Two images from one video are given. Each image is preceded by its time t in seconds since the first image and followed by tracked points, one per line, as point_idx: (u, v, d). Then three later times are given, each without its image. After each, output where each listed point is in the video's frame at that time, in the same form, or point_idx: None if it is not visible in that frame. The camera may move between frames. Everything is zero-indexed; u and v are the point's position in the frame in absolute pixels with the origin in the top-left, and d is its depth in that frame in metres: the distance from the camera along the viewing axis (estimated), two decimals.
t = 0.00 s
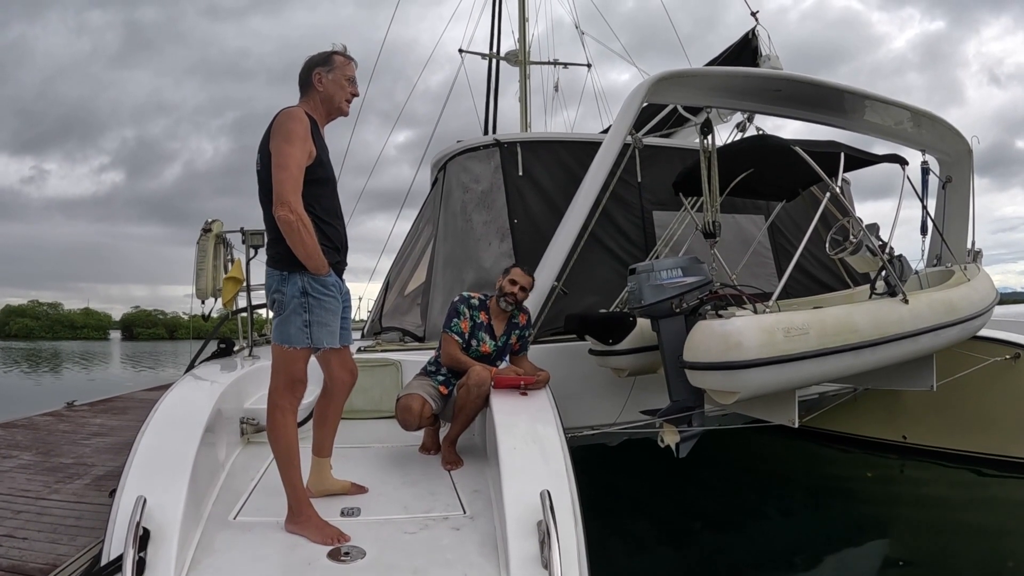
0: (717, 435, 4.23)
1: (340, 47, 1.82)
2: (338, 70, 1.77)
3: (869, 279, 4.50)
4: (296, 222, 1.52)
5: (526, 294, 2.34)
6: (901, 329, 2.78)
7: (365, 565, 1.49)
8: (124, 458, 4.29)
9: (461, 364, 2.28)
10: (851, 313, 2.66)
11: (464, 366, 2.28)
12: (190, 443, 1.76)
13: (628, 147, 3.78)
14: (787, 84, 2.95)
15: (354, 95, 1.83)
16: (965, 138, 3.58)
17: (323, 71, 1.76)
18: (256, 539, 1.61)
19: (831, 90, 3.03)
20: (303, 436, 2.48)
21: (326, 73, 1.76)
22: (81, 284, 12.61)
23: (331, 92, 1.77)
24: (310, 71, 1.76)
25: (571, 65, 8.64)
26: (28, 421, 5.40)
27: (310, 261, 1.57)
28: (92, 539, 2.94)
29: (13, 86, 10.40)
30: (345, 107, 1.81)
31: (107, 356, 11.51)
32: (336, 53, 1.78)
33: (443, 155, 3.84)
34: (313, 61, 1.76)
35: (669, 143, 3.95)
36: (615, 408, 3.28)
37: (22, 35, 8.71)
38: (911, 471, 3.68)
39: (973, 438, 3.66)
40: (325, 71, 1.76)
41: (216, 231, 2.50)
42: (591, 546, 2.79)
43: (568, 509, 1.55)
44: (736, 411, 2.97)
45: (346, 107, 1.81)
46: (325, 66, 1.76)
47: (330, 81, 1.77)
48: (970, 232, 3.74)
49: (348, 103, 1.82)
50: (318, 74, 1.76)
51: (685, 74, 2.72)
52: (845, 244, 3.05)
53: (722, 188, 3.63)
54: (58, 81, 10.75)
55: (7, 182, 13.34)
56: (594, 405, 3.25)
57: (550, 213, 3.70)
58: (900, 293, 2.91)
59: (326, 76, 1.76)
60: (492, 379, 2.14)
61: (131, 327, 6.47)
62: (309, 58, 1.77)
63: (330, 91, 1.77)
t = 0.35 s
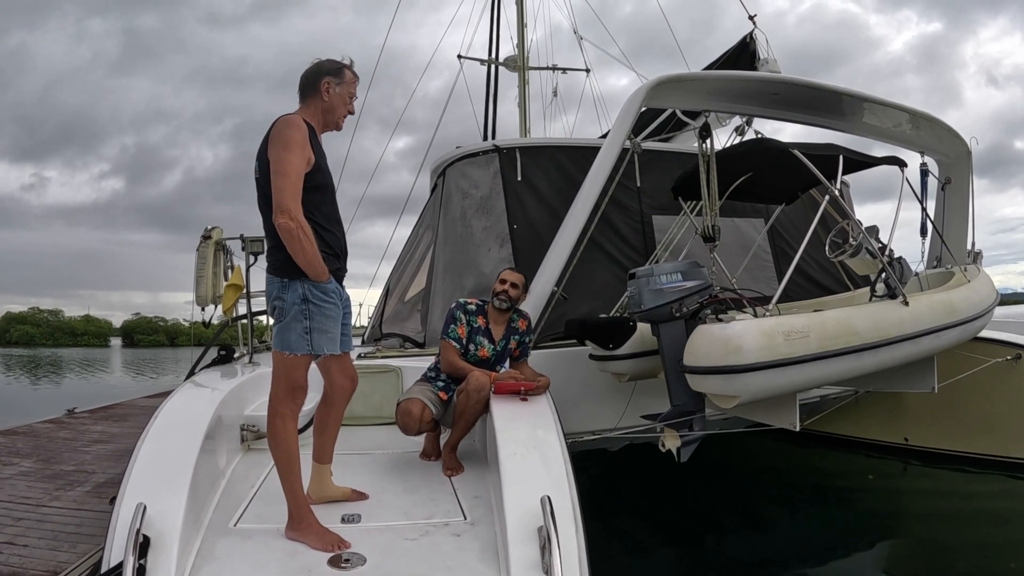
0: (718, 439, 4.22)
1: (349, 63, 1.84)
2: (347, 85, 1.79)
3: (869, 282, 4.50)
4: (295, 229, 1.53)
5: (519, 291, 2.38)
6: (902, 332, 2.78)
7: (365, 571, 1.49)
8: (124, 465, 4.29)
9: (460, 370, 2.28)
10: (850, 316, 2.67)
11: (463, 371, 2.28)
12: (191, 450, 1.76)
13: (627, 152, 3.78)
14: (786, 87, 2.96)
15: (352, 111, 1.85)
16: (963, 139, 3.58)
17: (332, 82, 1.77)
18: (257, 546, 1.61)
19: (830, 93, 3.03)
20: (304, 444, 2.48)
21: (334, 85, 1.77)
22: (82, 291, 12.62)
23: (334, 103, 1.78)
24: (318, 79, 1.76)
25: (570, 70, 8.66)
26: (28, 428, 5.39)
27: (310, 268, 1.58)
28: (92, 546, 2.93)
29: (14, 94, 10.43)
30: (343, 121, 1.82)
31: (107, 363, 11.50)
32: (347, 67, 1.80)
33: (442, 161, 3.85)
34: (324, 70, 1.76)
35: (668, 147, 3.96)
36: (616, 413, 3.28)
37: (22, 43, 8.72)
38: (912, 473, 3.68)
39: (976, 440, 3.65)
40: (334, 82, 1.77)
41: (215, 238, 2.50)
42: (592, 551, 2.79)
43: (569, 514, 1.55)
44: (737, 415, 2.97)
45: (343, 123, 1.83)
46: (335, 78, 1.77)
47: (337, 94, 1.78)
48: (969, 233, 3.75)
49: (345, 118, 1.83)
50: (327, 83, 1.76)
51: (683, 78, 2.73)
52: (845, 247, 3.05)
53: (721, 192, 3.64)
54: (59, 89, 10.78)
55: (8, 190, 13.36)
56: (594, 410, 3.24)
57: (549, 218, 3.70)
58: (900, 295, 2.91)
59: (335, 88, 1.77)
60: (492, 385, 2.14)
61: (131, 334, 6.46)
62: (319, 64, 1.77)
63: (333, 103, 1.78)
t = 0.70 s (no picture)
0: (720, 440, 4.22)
1: (360, 66, 1.85)
2: (356, 88, 1.79)
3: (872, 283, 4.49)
4: (301, 226, 1.52)
5: (520, 288, 2.37)
6: (905, 333, 2.77)
7: (366, 570, 1.48)
8: (125, 462, 4.29)
9: (462, 368, 2.28)
10: (853, 317, 2.66)
11: (465, 370, 2.28)
12: (192, 448, 1.75)
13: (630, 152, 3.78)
14: (790, 87, 2.95)
15: (357, 115, 1.85)
16: (968, 141, 3.57)
17: (343, 84, 1.77)
18: (258, 543, 1.60)
19: (834, 94, 3.02)
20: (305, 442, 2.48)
21: (344, 86, 1.78)
22: (85, 288, 12.64)
23: (343, 104, 1.78)
24: (329, 77, 1.75)
25: (573, 70, 8.64)
26: (30, 424, 5.39)
27: (315, 265, 1.57)
28: (93, 542, 2.94)
29: (18, 91, 10.45)
30: (347, 124, 1.82)
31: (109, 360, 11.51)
32: (359, 71, 1.80)
33: (445, 160, 3.85)
34: (337, 70, 1.76)
35: (671, 148, 3.95)
36: (618, 413, 3.27)
37: (27, 41, 8.73)
38: (914, 475, 3.67)
39: (978, 443, 3.64)
40: (345, 83, 1.77)
41: (218, 235, 2.51)
42: (592, 551, 2.78)
43: (570, 514, 1.55)
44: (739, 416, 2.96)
45: (347, 125, 1.82)
46: (346, 80, 1.78)
47: (346, 95, 1.78)
48: (973, 236, 3.73)
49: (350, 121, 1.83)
50: (338, 84, 1.76)
51: (687, 78, 2.72)
52: (848, 249, 3.04)
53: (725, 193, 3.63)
54: (63, 87, 10.80)
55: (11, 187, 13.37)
56: (596, 410, 3.24)
57: (552, 217, 3.70)
58: (903, 297, 2.90)
59: (345, 89, 1.77)
60: (494, 383, 2.13)
61: (132, 331, 6.47)
62: (332, 64, 1.76)
63: (341, 103, 1.77)
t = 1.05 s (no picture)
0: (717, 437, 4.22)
1: (359, 65, 1.85)
2: (355, 86, 1.79)
3: (869, 281, 4.50)
4: (298, 223, 1.52)
5: (517, 286, 2.37)
6: (902, 331, 2.77)
7: (363, 568, 1.48)
8: (123, 461, 4.28)
9: (459, 365, 2.28)
10: (851, 314, 2.66)
11: (462, 367, 2.28)
12: (189, 446, 1.75)
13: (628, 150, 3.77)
14: (788, 85, 2.95)
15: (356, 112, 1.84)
16: (965, 139, 3.58)
17: (342, 81, 1.76)
18: (255, 541, 1.60)
19: (831, 91, 3.02)
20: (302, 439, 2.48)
21: (344, 84, 1.77)
22: (82, 287, 12.61)
23: (341, 102, 1.77)
24: (328, 75, 1.75)
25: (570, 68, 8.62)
26: (27, 423, 5.38)
27: (311, 263, 1.57)
28: (90, 541, 2.93)
29: (15, 90, 10.42)
30: (346, 120, 1.81)
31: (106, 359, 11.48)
32: (358, 68, 1.80)
33: (442, 157, 3.84)
34: (336, 68, 1.75)
35: (669, 145, 3.95)
36: (615, 410, 3.27)
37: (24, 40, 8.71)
38: (911, 472, 3.68)
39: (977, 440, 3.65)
40: (344, 81, 1.77)
41: (215, 233, 2.50)
42: (590, 548, 2.79)
43: (567, 511, 1.55)
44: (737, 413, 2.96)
45: (346, 122, 1.82)
46: (346, 77, 1.77)
47: (345, 92, 1.77)
48: (970, 233, 3.74)
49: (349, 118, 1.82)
50: (338, 81, 1.75)
51: (684, 75, 2.72)
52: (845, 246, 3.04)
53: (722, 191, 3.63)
54: (59, 86, 10.76)
55: (9, 185, 13.33)
56: (594, 408, 3.24)
57: (549, 215, 3.70)
58: (900, 294, 2.90)
59: (345, 87, 1.77)
60: (491, 381, 2.13)
61: (129, 330, 6.45)
62: (332, 61, 1.76)
63: (339, 101, 1.77)
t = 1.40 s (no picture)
0: (715, 439, 4.23)
1: (359, 66, 1.85)
2: (354, 87, 1.79)
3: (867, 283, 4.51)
4: (294, 225, 1.52)
5: (515, 288, 2.37)
6: (900, 332, 2.78)
7: (360, 570, 1.48)
8: (120, 462, 4.28)
9: (456, 367, 2.28)
10: (848, 317, 2.67)
11: (460, 369, 2.28)
12: (186, 447, 1.75)
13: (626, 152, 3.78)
14: (785, 87, 2.95)
15: (355, 114, 1.84)
16: (962, 141, 3.59)
17: (341, 83, 1.77)
18: (253, 543, 1.60)
19: (829, 93, 3.03)
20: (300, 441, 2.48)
21: (343, 86, 1.77)
22: (80, 288, 12.59)
23: (340, 103, 1.77)
24: (327, 77, 1.75)
25: (568, 69, 8.63)
26: (23, 424, 5.37)
27: (307, 264, 1.57)
28: (88, 543, 2.93)
29: (13, 90, 10.40)
30: (345, 122, 1.81)
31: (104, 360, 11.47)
32: (357, 70, 1.80)
33: (440, 159, 3.84)
34: (335, 69, 1.75)
35: (667, 147, 3.96)
36: (613, 412, 3.28)
37: (22, 40, 8.70)
38: (908, 474, 3.69)
39: (974, 442, 3.65)
40: (342, 83, 1.77)
41: (213, 234, 2.50)
42: (588, 549, 2.79)
43: (565, 513, 1.55)
44: (734, 415, 2.97)
45: (345, 124, 1.82)
46: (344, 79, 1.77)
47: (344, 94, 1.77)
48: (967, 236, 3.75)
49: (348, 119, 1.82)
50: (336, 83, 1.76)
51: (682, 78, 2.72)
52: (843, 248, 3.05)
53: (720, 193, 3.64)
54: (58, 86, 10.75)
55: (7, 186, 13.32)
56: (592, 409, 3.24)
57: (547, 217, 3.70)
58: (897, 296, 2.91)
59: (343, 89, 1.77)
60: (489, 383, 2.13)
61: (127, 331, 6.44)
62: (331, 62, 1.76)
63: (338, 103, 1.77)
